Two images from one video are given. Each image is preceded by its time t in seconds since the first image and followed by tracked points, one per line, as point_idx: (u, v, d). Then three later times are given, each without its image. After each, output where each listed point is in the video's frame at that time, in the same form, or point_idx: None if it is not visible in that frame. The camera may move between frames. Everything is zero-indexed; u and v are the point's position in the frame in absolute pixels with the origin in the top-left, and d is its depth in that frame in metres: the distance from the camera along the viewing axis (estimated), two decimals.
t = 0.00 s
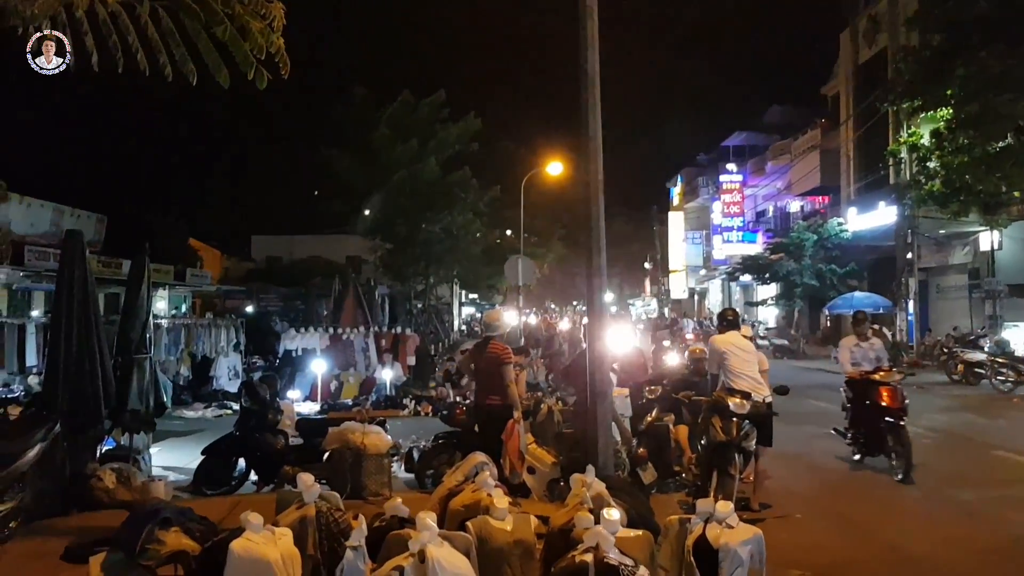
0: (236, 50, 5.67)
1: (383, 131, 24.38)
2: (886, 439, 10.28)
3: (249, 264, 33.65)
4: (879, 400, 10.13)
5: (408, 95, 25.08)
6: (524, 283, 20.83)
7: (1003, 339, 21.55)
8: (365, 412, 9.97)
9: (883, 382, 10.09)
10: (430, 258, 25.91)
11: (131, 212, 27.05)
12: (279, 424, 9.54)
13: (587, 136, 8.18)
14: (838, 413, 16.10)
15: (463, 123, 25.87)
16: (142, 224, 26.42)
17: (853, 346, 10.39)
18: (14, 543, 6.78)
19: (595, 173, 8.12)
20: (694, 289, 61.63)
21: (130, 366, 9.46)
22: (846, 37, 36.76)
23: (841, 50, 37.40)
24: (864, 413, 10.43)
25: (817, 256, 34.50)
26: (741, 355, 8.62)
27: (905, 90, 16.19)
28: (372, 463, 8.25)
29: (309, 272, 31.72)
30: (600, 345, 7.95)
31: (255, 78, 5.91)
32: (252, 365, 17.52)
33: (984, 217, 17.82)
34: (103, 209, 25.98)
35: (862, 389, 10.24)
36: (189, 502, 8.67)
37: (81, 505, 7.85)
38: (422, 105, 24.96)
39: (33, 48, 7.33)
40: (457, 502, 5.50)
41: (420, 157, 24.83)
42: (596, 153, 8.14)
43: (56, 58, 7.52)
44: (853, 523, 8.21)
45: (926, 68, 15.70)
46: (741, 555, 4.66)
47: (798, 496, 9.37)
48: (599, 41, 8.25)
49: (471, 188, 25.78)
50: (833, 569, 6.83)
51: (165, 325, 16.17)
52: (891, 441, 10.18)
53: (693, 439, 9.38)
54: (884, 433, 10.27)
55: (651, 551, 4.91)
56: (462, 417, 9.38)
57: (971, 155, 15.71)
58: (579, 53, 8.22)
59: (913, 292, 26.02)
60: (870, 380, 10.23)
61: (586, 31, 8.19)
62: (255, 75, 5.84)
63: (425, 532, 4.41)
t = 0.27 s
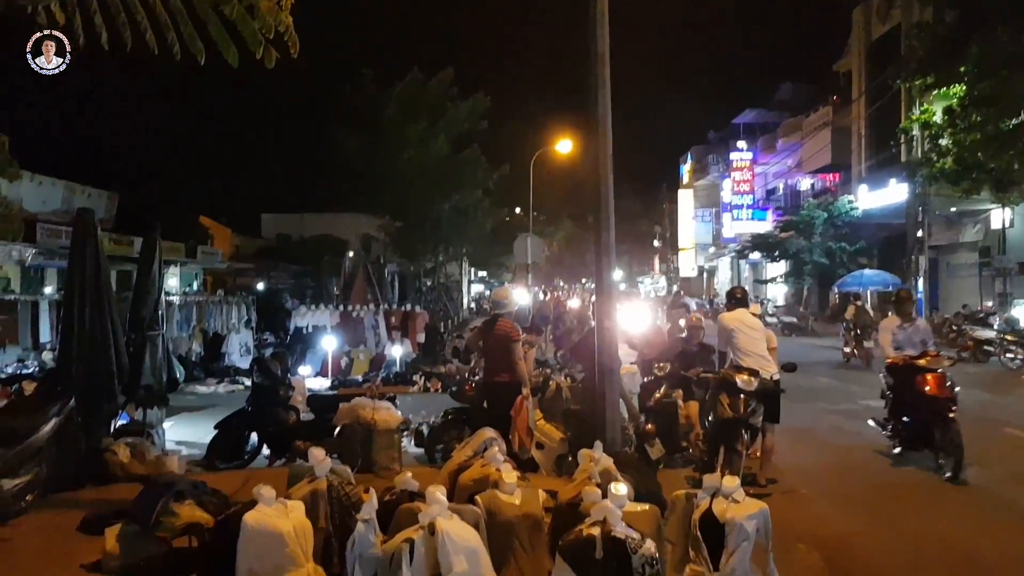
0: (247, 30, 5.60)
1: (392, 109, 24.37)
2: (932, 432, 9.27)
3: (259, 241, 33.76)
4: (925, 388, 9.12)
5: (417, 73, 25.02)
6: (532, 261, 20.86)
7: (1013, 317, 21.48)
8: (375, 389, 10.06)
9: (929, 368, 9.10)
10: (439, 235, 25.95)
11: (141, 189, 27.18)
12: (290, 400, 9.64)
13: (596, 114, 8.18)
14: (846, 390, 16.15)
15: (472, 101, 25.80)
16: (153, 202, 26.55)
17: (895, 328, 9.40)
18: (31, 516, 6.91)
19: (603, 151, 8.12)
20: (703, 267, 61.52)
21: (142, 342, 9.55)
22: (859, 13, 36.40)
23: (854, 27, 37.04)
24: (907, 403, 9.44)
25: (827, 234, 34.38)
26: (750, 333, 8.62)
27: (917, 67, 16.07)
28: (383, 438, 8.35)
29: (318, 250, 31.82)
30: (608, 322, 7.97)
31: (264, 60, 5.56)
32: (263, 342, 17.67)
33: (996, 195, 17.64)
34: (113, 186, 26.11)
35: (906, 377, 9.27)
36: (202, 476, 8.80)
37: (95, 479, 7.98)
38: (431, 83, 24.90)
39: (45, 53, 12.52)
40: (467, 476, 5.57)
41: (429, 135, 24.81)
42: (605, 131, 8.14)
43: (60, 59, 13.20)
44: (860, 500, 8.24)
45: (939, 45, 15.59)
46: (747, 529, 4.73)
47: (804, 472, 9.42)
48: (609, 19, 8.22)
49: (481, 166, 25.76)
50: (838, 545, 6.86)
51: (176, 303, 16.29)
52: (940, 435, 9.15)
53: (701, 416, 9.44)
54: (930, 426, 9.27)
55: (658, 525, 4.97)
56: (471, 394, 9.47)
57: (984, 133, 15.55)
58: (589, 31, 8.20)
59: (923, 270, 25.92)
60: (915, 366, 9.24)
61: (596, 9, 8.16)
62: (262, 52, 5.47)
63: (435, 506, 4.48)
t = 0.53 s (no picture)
0: None
1: (402, 84, 24.28)
2: (991, 431, 8.14)
3: (269, 217, 33.85)
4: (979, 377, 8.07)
5: (426, 47, 24.90)
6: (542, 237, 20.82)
7: None
8: (386, 365, 10.10)
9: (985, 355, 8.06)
10: (449, 211, 25.92)
11: (152, 165, 27.28)
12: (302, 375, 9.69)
13: (607, 89, 8.12)
14: (858, 366, 16.13)
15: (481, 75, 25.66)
16: (163, 177, 26.64)
17: (949, 311, 8.60)
18: (47, 489, 6.96)
19: (614, 127, 8.07)
20: (713, 244, 61.30)
21: (155, 318, 9.60)
22: None
23: None
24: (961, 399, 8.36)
25: (839, 209, 34.18)
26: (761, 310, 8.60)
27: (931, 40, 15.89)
28: (394, 414, 8.39)
29: (329, 226, 31.87)
30: (619, 298, 7.95)
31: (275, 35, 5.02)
32: (274, 318, 17.78)
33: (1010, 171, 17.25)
34: (124, 162, 26.22)
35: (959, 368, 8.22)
36: (215, 450, 8.89)
37: (110, 454, 8.05)
38: (441, 57, 24.79)
39: (45, 53, 17.03)
40: (478, 453, 5.60)
41: (439, 111, 24.71)
42: (616, 106, 8.08)
43: (59, 59, 17.95)
44: (870, 478, 8.23)
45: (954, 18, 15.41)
46: (757, 505, 4.75)
47: (815, 449, 9.42)
48: None
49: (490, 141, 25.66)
50: (847, 523, 6.86)
51: (188, 279, 16.46)
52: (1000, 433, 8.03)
53: (712, 392, 9.45)
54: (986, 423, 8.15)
55: (668, 501, 4.99)
56: (481, 370, 9.50)
57: (999, 108, 15.23)
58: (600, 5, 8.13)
59: (935, 246, 25.76)
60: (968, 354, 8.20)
61: None
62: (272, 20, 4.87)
63: (446, 482, 4.51)
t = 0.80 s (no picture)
0: None
1: (412, 78, 24.27)
2: None
3: (280, 211, 33.94)
4: None
5: (437, 41, 24.87)
6: (552, 231, 20.78)
7: None
8: (397, 358, 10.11)
9: None
10: (459, 205, 25.92)
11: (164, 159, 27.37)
12: (313, 369, 9.70)
13: (619, 81, 8.09)
14: (870, 361, 16.02)
15: (492, 69, 25.65)
16: (175, 171, 26.71)
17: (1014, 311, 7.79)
18: (60, 483, 7.00)
19: (626, 121, 8.03)
20: (724, 237, 61.08)
21: (168, 312, 9.64)
22: None
23: None
24: None
25: (851, 203, 34.00)
26: (774, 304, 8.57)
27: (944, 33, 15.81)
28: (405, 407, 8.41)
29: (339, 220, 31.92)
30: (630, 292, 7.91)
31: (287, 29, 4.69)
32: (285, 312, 17.82)
33: None
34: (136, 156, 26.29)
35: None
36: (227, 443, 8.92)
37: (123, 447, 8.13)
38: (451, 51, 24.77)
39: (44, 52, 16.69)
40: (489, 446, 5.60)
41: (449, 104, 24.69)
42: (628, 99, 8.05)
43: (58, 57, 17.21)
44: (882, 471, 8.21)
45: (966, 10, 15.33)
46: (769, 500, 4.75)
47: (826, 443, 9.40)
48: None
49: (501, 135, 25.63)
50: (860, 517, 6.84)
51: (200, 272, 16.41)
52: None
53: (723, 386, 9.41)
54: None
55: (679, 495, 4.98)
56: (492, 364, 9.51)
57: (1012, 100, 15.19)
58: None
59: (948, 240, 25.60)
60: None
61: None
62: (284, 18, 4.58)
63: (458, 475, 4.53)
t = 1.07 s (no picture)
0: None
1: (420, 75, 24.25)
2: None
3: (289, 208, 33.98)
4: None
5: (445, 37, 24.84)
6: (560, 227, 20.74)
7: None
8: (405, 355, 10.12)
9: None
10: (467, 201, 25.91)
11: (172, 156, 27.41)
12: (322, 366, 9.71)
13: (628, 79, 8.05)
14: (879, 358, 15.94)
15: (500, 66, 25.61)
16: (184, 168, 26.75)
17: None
18: (70, 480, 7.00)
19: (634, 117, 8.00)
20: (733, 234, 60.86)
21: (177, 309, 9.66)
22: None
23: None
24: None
25: (861, 199, 33.84)
26: (783, 301, 8.54)
27: (954, 28, 15.75)
28: (414, 404, 8.42)
29: (347, 216, 31.94)
30: (639, 290, 7.89)
31: (297, 27, 4.55)
32: (294, 308, 17.86)
33: None
34: (145, 153, 26.34)
35: None
36: (236, 440, 8.94)
37: (133, 443, 8.17)
38: (460, 48, 24.75)
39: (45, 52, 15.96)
40: (497, 443, 5.59)
41: (457, 101, 24.67)
42: (637, 96, 8.01)
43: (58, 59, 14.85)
44: (892, 468, 8.19)
45: (977, 5, 15.24)
46: (778, 498, 4.75)
47: (836, 439, 9.38)
48: None
49: (509, 131, 25.59)
50: (870, 514, 6.83)
51: (209, 270, 16.45)
52: None
53: (732, 384, 9.39)
54: None
55: (688, 493, 4.98)
56: (500, 361, 9.51)
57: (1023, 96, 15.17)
58: None
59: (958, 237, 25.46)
60: None
61: None
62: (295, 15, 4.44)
63: (466, 472, 4.52)
